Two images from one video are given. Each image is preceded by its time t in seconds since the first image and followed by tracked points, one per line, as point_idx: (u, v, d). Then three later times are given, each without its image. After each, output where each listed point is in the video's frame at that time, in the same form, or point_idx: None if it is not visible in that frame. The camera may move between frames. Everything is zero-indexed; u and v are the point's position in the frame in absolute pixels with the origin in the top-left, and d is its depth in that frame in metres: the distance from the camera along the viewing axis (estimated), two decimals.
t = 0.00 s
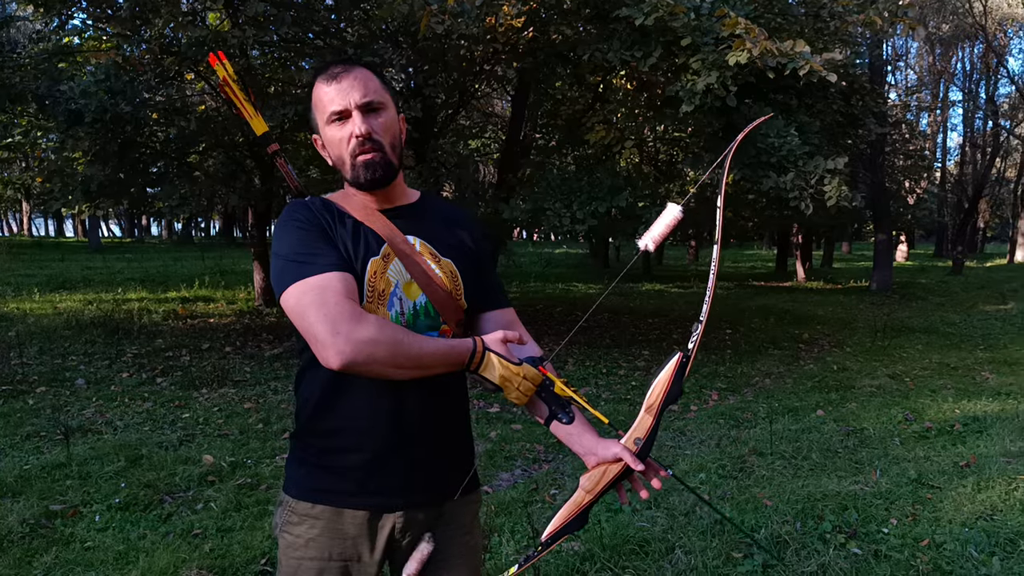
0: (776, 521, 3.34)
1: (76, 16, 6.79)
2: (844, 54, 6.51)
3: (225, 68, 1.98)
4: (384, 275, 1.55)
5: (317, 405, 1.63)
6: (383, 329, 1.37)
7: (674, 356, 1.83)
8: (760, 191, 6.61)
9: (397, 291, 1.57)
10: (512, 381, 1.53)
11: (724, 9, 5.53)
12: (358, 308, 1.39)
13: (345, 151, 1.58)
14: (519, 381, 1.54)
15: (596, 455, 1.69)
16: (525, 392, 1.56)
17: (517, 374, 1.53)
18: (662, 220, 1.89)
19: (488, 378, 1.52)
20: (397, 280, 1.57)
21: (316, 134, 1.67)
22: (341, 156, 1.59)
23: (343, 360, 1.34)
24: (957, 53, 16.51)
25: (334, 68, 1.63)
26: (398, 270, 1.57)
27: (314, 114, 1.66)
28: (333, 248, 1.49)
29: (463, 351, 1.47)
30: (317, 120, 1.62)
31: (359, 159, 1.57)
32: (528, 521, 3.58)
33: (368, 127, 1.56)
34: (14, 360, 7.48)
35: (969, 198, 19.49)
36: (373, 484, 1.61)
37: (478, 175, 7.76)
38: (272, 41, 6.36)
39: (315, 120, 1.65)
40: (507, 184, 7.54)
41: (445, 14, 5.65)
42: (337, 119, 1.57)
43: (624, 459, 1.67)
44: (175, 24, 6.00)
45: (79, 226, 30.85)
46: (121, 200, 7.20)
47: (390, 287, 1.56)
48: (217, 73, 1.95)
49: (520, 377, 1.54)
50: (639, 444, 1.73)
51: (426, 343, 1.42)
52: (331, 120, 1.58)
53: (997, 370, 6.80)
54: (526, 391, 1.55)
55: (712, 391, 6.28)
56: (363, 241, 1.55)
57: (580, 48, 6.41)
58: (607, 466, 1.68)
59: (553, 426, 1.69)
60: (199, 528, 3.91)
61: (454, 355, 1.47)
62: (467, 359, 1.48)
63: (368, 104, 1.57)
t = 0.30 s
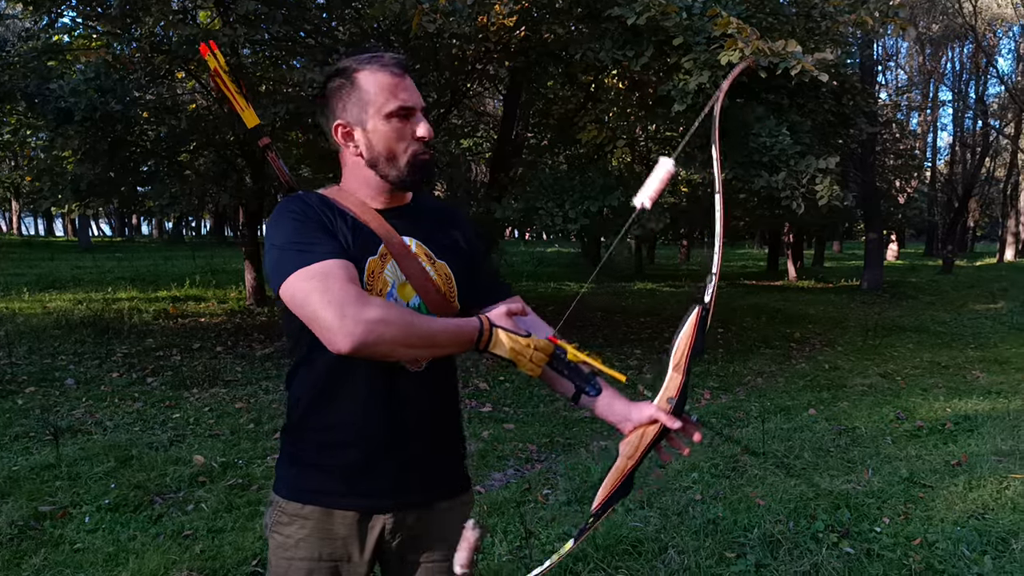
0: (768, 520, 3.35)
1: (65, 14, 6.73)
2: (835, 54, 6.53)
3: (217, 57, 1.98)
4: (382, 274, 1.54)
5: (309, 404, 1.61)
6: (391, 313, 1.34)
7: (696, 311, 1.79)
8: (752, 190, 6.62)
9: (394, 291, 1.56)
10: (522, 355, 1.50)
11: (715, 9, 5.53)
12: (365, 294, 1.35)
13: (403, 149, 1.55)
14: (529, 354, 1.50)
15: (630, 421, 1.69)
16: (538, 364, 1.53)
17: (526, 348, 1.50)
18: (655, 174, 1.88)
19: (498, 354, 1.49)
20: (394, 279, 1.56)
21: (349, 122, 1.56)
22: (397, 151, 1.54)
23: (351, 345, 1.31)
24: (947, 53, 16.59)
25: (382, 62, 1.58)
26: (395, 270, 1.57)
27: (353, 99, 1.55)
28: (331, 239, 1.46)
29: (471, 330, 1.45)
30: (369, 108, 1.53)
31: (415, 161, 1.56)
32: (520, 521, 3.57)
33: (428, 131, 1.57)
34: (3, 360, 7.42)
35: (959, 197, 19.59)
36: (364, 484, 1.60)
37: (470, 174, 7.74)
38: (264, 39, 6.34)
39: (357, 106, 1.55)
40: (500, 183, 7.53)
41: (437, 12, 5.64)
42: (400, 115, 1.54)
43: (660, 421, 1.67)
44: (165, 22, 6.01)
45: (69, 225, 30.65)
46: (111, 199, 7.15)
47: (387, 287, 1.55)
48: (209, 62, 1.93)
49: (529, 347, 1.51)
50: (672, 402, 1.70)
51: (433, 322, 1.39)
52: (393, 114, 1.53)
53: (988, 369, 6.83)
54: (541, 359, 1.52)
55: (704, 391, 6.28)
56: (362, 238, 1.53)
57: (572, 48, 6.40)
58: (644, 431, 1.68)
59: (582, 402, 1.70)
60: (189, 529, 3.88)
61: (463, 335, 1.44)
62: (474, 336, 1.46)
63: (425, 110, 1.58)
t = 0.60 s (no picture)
0: (759, 522, 3.35)
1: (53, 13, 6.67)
2: (825, 55, 6.55)
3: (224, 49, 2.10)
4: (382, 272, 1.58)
5: (307, 403, 1.62)
6: (431, 237, 1.37)
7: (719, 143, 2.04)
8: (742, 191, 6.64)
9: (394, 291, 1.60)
10: (562, 255, 1.57)
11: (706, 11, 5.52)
12: (400, 231, 1.37)
13: (424, 167, 1.62)
14: (569, 250, 1.58)
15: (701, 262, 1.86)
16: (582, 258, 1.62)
17: (564, 248, 1.57)
18: (621, 28, 2.17)
19: (539, 263, 1.54)
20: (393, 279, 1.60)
21: (374, 135, 1.60)
22: (419, 171, 1.61)
23: (402, 274, 1.31)
24: (935, 53, 16.67)
25: (414, 75, 1.60)
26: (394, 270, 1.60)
27: (381, 111, 1.57)
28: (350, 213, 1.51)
29: (507, 251, 1.49)
30: (398, 125, 1.57)
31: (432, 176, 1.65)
32: (511, 523, 3.56)
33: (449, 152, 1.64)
34: None
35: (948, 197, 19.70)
36: (358, 484, 1.60)
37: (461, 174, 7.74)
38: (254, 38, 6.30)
39: (385, 120, 1.57)
40: (491, 183, 7.52)
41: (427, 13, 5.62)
42: (427, 135, 1.59)
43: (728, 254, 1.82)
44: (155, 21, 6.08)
45: (56, 224, 30.41)
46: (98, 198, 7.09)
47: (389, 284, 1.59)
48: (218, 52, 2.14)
49: (564, 244, 1.57)
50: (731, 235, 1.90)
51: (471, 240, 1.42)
52: (421, 133, 1.58)
53: (976, 369, 6.87)
54: (581, 249, 1.62)
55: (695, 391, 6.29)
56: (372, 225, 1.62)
57: (562, 48, 6.41)
58: (716, 273, 1.88)
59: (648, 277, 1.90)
60: (177, 533, 3.85)
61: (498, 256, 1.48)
62: (512, 254, 1.50)
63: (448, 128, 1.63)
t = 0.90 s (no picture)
0: (754, 528, 3.35)
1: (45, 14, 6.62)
2: (818, 58, 6.57)
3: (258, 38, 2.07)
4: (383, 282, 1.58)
5: (302, 407, 1.59)
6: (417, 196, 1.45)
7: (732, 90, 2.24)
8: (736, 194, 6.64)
9: (395, 301, 1.59)
10: (554, 220, 1.64)
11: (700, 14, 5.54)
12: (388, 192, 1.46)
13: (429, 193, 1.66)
14: (558, 215, 1.64)
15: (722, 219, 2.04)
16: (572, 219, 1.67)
17: (552, 210, 1.64)
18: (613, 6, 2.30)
19: (529, 232, 1.60)
20: (392, 291, 1.59)
21: (383, 158, 1.62)
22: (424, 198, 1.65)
23: (388, 225, 1.38)
24: (927, 55, 16.76)
25: (425, 100, 1.61)
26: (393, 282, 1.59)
27: (390, 138, 1.60)
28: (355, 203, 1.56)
29: (495, 221, 1.56)
30: (407, 153, 1.60)
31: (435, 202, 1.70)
32: (504, 530, 3.53)
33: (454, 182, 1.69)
34: None
35: (939, 198, 19.79)
36: (351, 492, 1.57)
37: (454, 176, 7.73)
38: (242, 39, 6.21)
39: (393, 146, 1.60)
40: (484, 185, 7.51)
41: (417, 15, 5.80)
42: (435, 163, 1.63)
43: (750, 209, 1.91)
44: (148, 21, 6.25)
45: (48, 225, 30.24)
46: (89, 201, 7.04)
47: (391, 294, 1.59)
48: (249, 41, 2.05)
49: (552, 211, 1.64)
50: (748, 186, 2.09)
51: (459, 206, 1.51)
52: (429, 161, 1.61)
53: (968, 371, 6.90)
54: (571, 214, 1.67)
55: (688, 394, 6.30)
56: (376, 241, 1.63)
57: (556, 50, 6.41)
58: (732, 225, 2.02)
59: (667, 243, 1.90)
60: (169, 540, 3.81)
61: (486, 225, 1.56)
62: (500, 224, 1.57)
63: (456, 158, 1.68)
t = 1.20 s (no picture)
0: (757, 534, 3.32)
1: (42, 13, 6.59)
2: (818, 58, 6.54)
3: (298, 38, 1.84)
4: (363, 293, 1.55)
5: (297, 415, 1.58)
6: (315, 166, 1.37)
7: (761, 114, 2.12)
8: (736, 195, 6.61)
9: (378, 314, 1.55)
10: (465, 221, 1.46)
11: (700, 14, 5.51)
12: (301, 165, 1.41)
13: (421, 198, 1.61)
14: (469, 216, 1.47)
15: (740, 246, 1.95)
16: (481, 225, 1.49)
17: (463, 208, 1.46)
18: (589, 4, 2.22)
19: (435, 231, 1.43)
20: (374, 302, 1.55)
21: (373, 162, 1.59)
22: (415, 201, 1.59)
23: (249, 177, 1.31)
24: (925, 54, 16.77)
25: (417, 102, 1.58)
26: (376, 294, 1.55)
27: (380, 140, 1.57)
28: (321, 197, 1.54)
29: (396, 211, 1.40)
30: (396, 155, 1.56)
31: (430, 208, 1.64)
32: (505, 536, 3.50)
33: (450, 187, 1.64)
34: None
35: (939, 197, 19.78)
36: (338, 504, 1.54)
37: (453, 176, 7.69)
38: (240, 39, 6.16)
39: (383, 148, 1.57)
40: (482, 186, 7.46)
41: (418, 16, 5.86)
42: (426, 165, 1.58)
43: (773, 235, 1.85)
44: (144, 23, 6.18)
45: (45, 226, 30.17)
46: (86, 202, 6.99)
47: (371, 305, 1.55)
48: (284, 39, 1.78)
49: (464, 211, 1.46)
50: (769, 212, 2.01)
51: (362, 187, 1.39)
52: (420, 163, 1.57)
53: (970, 372, 6.87)
54: (482, 220, 1.49)
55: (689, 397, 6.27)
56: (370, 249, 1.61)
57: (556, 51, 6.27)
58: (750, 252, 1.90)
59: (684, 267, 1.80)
60: (167, 547, 3.78)
61: (388, 217, 1.40)
62: (401, 215, 1.41)
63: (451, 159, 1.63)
